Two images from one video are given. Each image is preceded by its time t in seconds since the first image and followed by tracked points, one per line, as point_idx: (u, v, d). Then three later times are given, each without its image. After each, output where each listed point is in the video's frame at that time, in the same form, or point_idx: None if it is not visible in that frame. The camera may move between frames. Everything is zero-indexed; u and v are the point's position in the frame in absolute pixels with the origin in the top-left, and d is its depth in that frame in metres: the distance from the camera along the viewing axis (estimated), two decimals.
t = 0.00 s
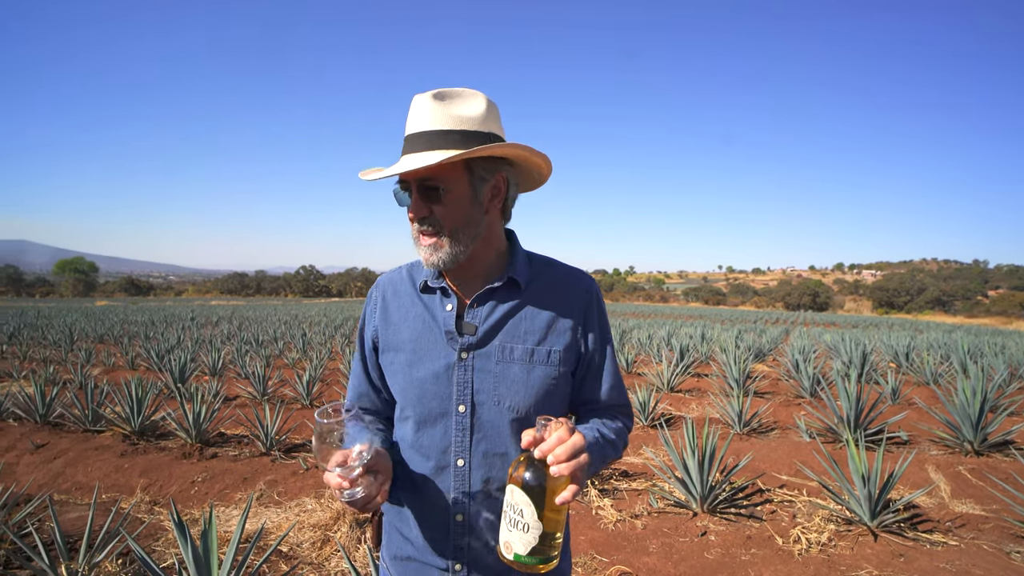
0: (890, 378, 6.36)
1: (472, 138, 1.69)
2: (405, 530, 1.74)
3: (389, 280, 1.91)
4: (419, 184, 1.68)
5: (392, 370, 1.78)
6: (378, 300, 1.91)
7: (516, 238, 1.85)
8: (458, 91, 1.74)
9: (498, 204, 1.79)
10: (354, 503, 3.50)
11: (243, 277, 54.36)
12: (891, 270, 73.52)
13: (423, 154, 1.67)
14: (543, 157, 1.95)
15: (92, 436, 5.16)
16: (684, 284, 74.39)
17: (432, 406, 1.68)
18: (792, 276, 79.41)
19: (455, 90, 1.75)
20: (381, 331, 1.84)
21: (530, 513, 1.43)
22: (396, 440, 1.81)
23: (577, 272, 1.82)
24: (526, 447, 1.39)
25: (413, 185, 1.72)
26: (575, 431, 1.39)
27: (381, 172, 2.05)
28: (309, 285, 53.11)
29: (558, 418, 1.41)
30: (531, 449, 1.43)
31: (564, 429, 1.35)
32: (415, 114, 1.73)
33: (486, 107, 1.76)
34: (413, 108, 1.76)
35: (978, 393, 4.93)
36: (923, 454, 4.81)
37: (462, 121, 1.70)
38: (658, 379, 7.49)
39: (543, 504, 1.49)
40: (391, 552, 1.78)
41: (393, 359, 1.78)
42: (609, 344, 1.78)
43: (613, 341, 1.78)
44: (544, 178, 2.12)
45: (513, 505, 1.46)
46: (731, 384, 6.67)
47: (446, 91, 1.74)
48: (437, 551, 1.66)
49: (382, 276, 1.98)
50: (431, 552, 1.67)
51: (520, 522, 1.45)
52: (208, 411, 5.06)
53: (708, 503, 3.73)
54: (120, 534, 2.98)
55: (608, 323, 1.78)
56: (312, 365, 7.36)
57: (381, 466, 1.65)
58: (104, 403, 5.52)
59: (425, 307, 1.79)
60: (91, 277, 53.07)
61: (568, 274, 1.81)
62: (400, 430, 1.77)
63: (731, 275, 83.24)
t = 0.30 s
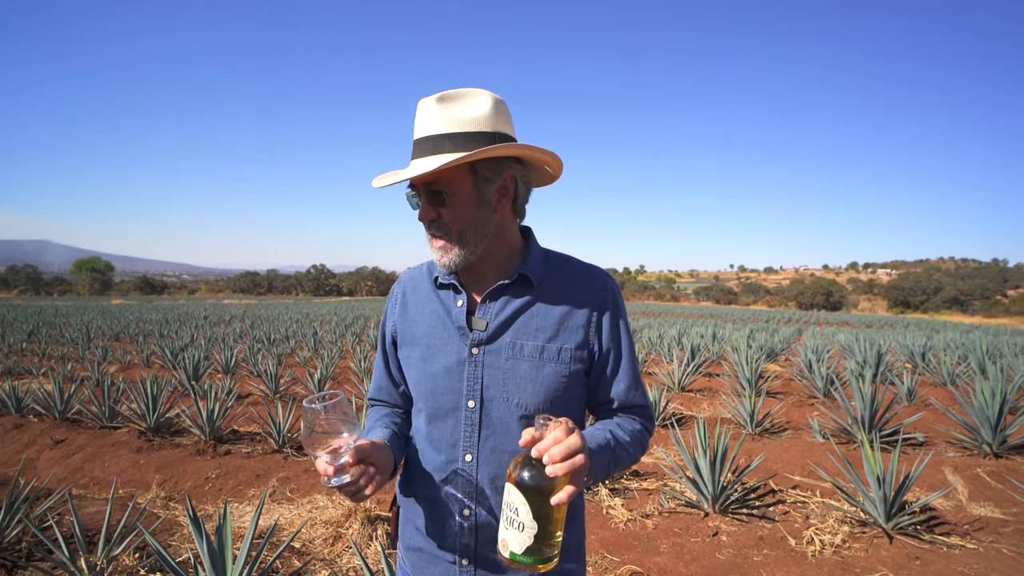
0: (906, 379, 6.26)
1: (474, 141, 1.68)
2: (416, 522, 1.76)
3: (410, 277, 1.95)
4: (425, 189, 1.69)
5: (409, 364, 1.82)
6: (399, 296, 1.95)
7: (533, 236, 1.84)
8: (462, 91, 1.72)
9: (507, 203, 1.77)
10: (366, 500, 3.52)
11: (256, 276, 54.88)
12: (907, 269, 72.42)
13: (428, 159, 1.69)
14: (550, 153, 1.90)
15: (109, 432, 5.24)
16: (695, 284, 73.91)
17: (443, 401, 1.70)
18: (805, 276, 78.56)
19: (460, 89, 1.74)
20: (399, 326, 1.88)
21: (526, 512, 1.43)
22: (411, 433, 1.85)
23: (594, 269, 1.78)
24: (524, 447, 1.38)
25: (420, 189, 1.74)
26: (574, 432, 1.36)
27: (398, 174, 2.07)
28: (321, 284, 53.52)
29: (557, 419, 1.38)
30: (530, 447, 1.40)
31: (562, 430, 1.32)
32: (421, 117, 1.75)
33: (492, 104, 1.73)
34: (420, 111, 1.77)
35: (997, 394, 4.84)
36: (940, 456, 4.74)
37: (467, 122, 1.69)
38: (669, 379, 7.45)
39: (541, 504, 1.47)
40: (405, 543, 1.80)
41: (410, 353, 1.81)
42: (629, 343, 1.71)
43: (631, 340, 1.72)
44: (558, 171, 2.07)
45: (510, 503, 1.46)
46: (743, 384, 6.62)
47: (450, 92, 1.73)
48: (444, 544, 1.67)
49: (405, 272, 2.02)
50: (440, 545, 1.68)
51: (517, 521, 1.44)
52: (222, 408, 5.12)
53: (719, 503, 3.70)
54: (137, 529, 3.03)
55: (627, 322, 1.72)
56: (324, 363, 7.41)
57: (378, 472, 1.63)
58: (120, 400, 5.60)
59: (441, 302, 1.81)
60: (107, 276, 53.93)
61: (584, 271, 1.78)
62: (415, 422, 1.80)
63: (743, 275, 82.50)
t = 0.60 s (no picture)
0: (921, 379, 6.18)
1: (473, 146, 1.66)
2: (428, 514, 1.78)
3: (433, 274, 1.98)
4: (427, 199, 1.71)
5: (425, 360, 1.85)
6: (422, 291, 2.00)
7: (549, 233, 1.81)
8: (460, 95, 1.70)
9: (511, 206, 1.73)
10: (376, 498, 3.53)
11: (267, 275, 55.31)
12: (921, 268, 71.45)
13: (429, 168, 1.70)
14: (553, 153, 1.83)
15: (124, 429, 5.31)
16: (705, 283, 73.41)
17: (454, 396, 1.72)
18: (817, 275, 77.80)
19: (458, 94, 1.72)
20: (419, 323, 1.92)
21: (511, 509, 1.43)
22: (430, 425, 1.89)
23: (609, 266, 1.72)
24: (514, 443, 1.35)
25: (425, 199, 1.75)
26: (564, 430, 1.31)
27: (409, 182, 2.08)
28: (331, 283, 53.85)
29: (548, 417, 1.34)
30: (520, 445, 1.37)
31: (549, 429, 1.27)
32: (422, 125, 1.77)
33: (492, 105, 1.70)
34: (422, 118, 1.79)
35: (1015, 396, 4.76)
36: (956, 457, 4.67)
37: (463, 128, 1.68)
38: (679, 378, 7.41)
39: (530, 502, 1.46)
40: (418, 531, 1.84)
41: (427, 348, 1.86)
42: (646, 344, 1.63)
43: (646, 340, 1.63)
44: (566, 168, 1.99)
45: (498, 500, 1.47)
46: (755, 384, 6.57)
47: (449, 97, 1.72)
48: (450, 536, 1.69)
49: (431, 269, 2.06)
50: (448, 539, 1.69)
51: (504, 518, 1.45)
52: (234, 406, 5.16)
53: (731, 503, 3.67)
54: (152, 524, 3.07)
55: (641, 320, 1.63)
56: (334, 361, 7.46)
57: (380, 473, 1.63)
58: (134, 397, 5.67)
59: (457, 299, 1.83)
60: (121, 274, 54.60)
61: (596, 269, 1.72)
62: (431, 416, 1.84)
63: (754, 274, 81.82)
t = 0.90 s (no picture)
0: (971, 378, 5.92)
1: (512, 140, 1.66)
2: (484, 505, 1.83)
3: (506, 271, 2.06)
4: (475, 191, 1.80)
5: (487, 354, 1.93)
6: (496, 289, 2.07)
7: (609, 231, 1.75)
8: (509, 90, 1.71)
9: (554, 205, 1.71)
10: (410, 490, 3.58)
11: (300, 271, 56.60)
12: (969, 261, 68.23)
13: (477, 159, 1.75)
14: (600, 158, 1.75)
15: (169, 419, 5.52)
16: (737, 278, 71.84)
17: (504, 392, 1.77)
18: (855, 269, 75.18)
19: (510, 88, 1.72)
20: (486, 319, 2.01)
21: (511, 510, 1.38)
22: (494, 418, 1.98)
23: (663, 265, 1.58)
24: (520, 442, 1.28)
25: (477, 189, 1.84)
26: (565, 437, 1.20)
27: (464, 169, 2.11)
28: (362, 278, 54.84)
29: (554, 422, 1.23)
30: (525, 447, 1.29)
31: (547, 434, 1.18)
32: (477, 118, 1.80)
33: (539, 100, 1.67)
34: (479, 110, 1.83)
35: None
36: (1010, 460, 4.46)
37: (506, 123, 1.68)
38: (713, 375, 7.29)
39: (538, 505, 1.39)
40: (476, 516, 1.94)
41: (489, 344, 1.93)
42: (699, 353, 1.46)
43: (699, 349, 1.46)
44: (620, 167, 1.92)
45: (504, 500, 1.43)
46: (793, 381, 6.40)
47: (499, 93, 1.74)
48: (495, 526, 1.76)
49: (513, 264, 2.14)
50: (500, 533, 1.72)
51: (508, 519, 1.40)
52: (272, 398, 5.31)
53: (769, 502, 3.60)
54: (197, 512, 3.19)
55: (693, 327, 1.46)
56: (367, 355, 7.59)
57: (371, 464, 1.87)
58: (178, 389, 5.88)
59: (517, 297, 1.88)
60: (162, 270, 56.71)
61: (645, 269, 1.59)
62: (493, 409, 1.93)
63: (788, 268, 79.64)
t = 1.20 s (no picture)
0: (983, 378, 5.86)
1: (529, 135, 1.66)
2: (494, 504, 1.83)
3: (518, 269, 2.06)
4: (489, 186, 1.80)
5: (497, 352, 1.93)
6: (506, 288, 2.07)
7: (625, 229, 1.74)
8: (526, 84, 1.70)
9: (568, 202, 1.70)
10: (418, 489, 3.60)
11: (308, 270, 56.86)
12: (982, 260, 67.36)
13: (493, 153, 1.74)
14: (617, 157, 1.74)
15: (178, 417, 5.56)
16: (745, 277, 71.45)
17: (514, 392, 1.78)
18: (865, 268, 74.59)
19: (528, 83, 1.72)
20: (498, 317, 2.01)
21: (519, 512, 1.38)
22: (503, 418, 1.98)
23: (678, 267, 1.57)
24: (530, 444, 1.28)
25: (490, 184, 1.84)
26: (574, 440, 1.19)
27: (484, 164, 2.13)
28: (369, 277, 55.00)
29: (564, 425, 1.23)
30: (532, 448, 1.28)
31: (556, 437, 1.17)
32: (494, 111, 1.80)
33: (558, 96, 1.67)
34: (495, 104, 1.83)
35: None
36: None
37: (522, 118, 1.68)
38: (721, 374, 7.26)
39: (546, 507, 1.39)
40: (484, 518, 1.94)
41: (499, 343, 1.94)
42: (711, 357, 1.45)
43: (713, 352, 1.45)
44: (635, 167, 1.92)
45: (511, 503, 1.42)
46: (802, 380, 6.36)
47: (516, 87, 1.73)
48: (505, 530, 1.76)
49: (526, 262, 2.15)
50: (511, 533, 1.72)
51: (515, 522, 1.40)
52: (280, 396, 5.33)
53: (778, 503, 3.58)
54: (207, 509, 3.21)
55: (706, 330, 1.45)
56: (375, 354, 7.62)
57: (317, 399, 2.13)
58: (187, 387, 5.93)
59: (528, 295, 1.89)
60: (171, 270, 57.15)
61: (659, 270, 1.59)
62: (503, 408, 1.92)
63: (796, 267, 79.11)
